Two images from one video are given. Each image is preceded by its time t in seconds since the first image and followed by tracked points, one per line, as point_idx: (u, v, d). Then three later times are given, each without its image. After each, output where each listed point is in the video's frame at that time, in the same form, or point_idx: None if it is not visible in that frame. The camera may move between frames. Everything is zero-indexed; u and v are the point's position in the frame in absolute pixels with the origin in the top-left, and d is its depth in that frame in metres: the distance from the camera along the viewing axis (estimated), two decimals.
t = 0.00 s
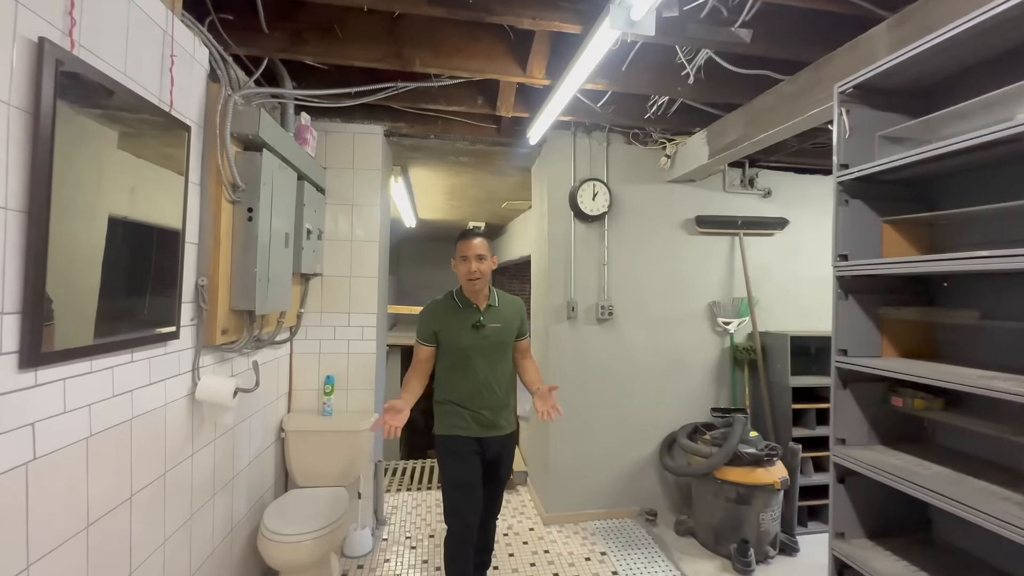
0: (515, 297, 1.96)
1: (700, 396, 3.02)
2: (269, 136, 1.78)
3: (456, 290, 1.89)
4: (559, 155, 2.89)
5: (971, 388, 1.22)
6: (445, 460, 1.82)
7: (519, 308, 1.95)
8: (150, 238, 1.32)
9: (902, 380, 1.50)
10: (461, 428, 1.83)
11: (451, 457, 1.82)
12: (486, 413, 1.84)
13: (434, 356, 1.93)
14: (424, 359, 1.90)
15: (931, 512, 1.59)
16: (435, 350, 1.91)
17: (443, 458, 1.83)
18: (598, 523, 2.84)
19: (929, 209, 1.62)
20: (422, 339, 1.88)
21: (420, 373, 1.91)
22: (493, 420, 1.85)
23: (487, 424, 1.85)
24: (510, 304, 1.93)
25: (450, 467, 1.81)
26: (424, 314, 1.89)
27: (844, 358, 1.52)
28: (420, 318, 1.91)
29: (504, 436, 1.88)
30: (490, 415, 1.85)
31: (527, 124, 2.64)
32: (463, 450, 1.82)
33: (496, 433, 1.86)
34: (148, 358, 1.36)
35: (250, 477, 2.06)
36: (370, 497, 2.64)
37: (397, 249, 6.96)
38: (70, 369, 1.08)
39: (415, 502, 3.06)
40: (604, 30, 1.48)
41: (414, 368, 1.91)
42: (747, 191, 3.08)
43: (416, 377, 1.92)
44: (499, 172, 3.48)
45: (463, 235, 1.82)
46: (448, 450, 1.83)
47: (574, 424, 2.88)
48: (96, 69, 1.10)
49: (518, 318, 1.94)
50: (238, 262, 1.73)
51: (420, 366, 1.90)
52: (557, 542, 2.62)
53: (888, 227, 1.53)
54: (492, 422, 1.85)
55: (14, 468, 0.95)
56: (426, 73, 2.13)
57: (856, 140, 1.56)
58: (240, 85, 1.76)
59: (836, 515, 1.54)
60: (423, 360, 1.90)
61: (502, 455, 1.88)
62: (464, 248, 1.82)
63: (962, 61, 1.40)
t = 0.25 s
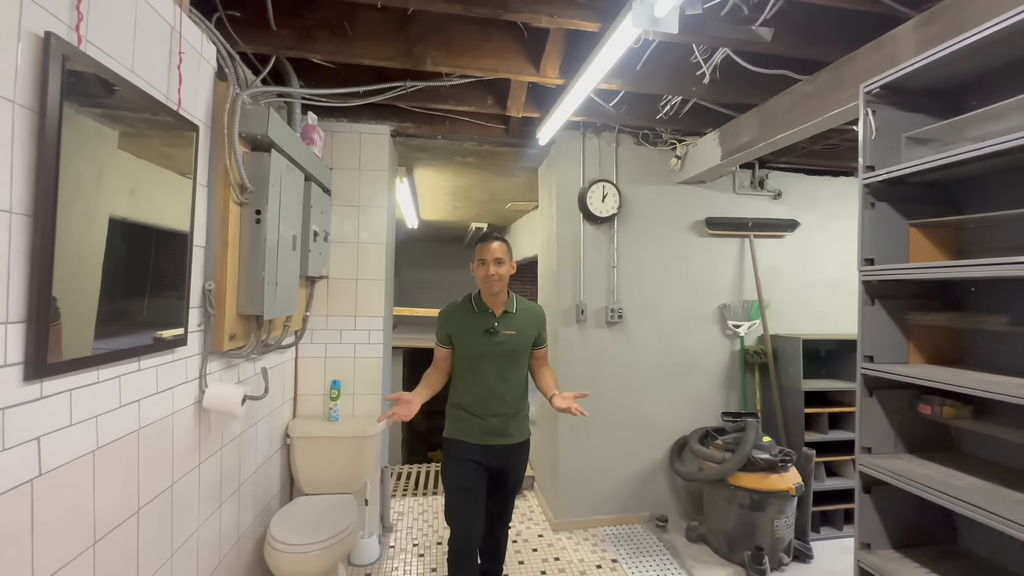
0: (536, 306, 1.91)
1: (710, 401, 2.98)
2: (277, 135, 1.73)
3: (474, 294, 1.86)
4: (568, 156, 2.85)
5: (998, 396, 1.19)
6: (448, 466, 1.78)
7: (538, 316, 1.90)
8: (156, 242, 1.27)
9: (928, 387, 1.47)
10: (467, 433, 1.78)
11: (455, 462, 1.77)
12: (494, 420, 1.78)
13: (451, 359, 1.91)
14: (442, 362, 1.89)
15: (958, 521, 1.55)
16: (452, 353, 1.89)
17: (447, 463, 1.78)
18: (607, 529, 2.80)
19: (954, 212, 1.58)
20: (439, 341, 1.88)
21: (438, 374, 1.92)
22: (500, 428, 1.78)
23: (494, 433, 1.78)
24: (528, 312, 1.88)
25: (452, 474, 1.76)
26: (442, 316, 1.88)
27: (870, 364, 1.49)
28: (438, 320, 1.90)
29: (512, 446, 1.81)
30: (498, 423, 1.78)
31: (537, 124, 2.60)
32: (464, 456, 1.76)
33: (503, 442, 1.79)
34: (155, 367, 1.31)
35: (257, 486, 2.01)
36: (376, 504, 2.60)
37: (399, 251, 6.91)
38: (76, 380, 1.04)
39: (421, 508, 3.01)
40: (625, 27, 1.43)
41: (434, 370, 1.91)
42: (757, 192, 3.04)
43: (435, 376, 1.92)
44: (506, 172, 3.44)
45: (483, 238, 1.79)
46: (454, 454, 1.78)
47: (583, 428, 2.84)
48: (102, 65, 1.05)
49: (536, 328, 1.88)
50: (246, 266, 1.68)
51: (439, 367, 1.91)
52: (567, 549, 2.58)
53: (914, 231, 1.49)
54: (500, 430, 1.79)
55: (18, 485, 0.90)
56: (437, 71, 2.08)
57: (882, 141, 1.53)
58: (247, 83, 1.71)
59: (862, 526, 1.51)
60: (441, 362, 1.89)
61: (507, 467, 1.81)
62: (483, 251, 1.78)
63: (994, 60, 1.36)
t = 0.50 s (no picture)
0: (543, 308, 1.86)
1: (716, 402, 2.96)
2: (281, 132, 1.69)
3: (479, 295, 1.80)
4: (574, 155, 2.82)
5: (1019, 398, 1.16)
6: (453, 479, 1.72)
7: (546, 318, 1.84)
8: (161, 240, 1.23)
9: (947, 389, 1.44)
10: (472, 441, 1.73)
11: (459, 472, 1.72)
12: (499, 427, 1.72)
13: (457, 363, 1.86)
14: (447, 366, 1.83)
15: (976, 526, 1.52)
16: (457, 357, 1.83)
17: (451, 473, 1.74)
18: (613, 531, 2.77)
19: (971, 211, 1.55)
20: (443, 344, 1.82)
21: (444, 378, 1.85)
22: (505, 436, 1.72)
23: (499, 440, 1.72)
24: (535, 313, 1.82)
25: (458, 484, 1.71)
26: (447, 319, 1.82)
27: (887, 366, 1.47)
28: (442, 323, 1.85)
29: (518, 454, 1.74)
30: (503, 430, 1.72)
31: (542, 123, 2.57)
32: (468, 467, 1.71)
33: (508, 450, 1.73)
34: (159, 369, 1.27)
35: (260, 489, 1.98)
36: (380, 507, 2.56)
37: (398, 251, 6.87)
38: (78, 383, 1.00)
39: (424, 511, 2.98)
40: (639, 22, 1.41)
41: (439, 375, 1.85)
42: (763, 192, 3.02)
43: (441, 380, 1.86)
44: (509, 172, 3.41)
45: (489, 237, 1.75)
46: (458, 462, 1.74)
47: (588, 430, 2.81)
48: (106, 57, 1.01)
49: (543, 329, 1.82)
50: (250, 265, 1.65)
51: (443, 371, 1.85)
52: (574, 553, 2.54)
53: (933, 230, 1.47)
54: (505, 437, 1.72)
55: (18, 494, 0.86)
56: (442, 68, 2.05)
57: (899, 139, 1.50)
58: (252, 79, 1.67)
59: (879, 530, 1.48)
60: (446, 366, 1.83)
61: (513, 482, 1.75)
62: (488, 250, 1.74)
63: (1014, 57, 1.34)
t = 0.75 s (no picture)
0: (538, 308, 1.77)
1: (717, 402, 2.95)
2: (282, 129, 1.66)
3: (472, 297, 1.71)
4: (575, 155, 2.81)
5: None
6: (453, 501, 1.61)
7: (542, 318, 1.75)
8: (160, 239, 1.21)
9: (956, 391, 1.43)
10: (470, 452, 1.63)
11: (457, 491, 1.62)
12: (498, 436, 1.63)
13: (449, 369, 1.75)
14: (438, 375, 1.70)
15: (983, 527, 1.51)
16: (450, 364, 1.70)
17: (449, 491, 1.64)
18: (615, 533, 2.75)
19: (979, 211, 1.55)
20: (432, 350, 1.71)
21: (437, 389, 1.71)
22: (506, 445, 1.64)
23: (498, 450, 1.63)
24: (530, 314, 1.73)
25: (457, 503, 1.61)
26: (436, 323, 1.71)
27: (896, 367, 1.45)
28: (431, 327, 1.73)
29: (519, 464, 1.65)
30: (502, 439, 1.63)
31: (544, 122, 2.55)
32: (465, 484, 1.62)
33: (509, 460, 1.64)
34: (157, 372, 1.24)
35: (259, 492, 1.95)
36: (380, 509, 2.53)
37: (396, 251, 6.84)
38: (75, 386, 0.97)
39: (424, 513, 2.96)
40: (646, 19, 1.39)
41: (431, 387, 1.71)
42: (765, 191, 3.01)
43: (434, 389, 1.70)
44: (509, 172, 3.39)
45: (481, 233, 1.68)
46: (456, 476, 1.64)
47: (589, 431, 2.79)
48: (104, 51, 0.99)
49: (540, 330, 1.72)
50: (249, 265, 1.62)
51: (434, 381, 1.71)
52: (576, 555, 2.52)
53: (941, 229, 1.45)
54: (505, 447, 1.63)
55: (13, 500, 0.84)
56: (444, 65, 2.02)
57: (907, 138, 1.49)
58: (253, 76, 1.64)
59: (887, 532, 1.47)
60: (437, 375, 1.70)
61: (522, 497, 1.64)
62: (481, 248, 1.68)
63: None
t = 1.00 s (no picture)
0: (537, 308, 1.75)
1: (716, 403, 2.95)
2: (281, 129, 1.65)
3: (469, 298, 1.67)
4: (574, 155, 2.80)
5: None
6: (454, 512, 1.58)
7: (541, 318, 1.73)
8: (157, 239, 1.19)
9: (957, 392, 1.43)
10: (471, 460, 1.58)
11: (457, 501, 1.58)
12: (500, 442, 1.58)
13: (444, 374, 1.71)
14: (427, 377, 1.67)
15: (984, 528, 1.51)
16: (441, 367, 1.68)
17: (450, 503, 1.59)
18: (614, 534, 2.75)
19: (980, 212, 1.55)
20: (427, 355, 1.66)
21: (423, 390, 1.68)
22: (508, 451, 1.58)
23: (501, 456, 1.58)
24: (529, 314, 1.70)
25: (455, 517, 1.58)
26: (432, 326, 1.67)
27: (897, 368, 1.45)
28: (426, 331, 1.69)
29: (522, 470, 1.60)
30: (504, 445, 1.58)
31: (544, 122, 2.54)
32: (461, 498, 1.58)
33: (512, 467, 1.58)
34: (154, 373, 1.23)
35: (257, 494, 1.93)
36: (379, 510, 2.52)
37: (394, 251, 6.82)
38: (72, 389, 0.96)
39: (423, 514, 2.94)
40: (648, 19, 1.38)
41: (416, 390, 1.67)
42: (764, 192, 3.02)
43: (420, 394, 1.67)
44: (508, 172, 3.38)
45: (478, 231, 1.65)
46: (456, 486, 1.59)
47: (589, 432, 2.78)
48: (101, 49, 0.97)
49: (539, 331, 1.69)
50: (248, 265, 1.61)
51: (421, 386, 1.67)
52: (575, 556, 2.52)
53: (942, 231, 1.45)
54: (507, 453, 1.58)
55: (9, 505, 0.82)
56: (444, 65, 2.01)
57: (909, 139, 1.49)
58: (251, 74, 1.63)
59: (888, 532, 1.47)
60: (426, 378, 1.67)
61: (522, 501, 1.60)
62: (479, 246, 1.64)
63: None
